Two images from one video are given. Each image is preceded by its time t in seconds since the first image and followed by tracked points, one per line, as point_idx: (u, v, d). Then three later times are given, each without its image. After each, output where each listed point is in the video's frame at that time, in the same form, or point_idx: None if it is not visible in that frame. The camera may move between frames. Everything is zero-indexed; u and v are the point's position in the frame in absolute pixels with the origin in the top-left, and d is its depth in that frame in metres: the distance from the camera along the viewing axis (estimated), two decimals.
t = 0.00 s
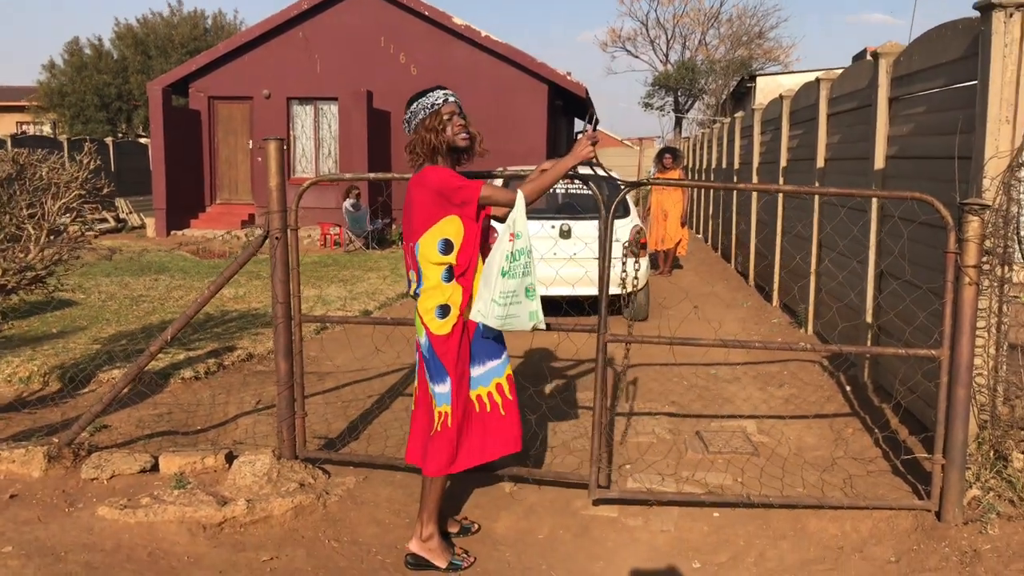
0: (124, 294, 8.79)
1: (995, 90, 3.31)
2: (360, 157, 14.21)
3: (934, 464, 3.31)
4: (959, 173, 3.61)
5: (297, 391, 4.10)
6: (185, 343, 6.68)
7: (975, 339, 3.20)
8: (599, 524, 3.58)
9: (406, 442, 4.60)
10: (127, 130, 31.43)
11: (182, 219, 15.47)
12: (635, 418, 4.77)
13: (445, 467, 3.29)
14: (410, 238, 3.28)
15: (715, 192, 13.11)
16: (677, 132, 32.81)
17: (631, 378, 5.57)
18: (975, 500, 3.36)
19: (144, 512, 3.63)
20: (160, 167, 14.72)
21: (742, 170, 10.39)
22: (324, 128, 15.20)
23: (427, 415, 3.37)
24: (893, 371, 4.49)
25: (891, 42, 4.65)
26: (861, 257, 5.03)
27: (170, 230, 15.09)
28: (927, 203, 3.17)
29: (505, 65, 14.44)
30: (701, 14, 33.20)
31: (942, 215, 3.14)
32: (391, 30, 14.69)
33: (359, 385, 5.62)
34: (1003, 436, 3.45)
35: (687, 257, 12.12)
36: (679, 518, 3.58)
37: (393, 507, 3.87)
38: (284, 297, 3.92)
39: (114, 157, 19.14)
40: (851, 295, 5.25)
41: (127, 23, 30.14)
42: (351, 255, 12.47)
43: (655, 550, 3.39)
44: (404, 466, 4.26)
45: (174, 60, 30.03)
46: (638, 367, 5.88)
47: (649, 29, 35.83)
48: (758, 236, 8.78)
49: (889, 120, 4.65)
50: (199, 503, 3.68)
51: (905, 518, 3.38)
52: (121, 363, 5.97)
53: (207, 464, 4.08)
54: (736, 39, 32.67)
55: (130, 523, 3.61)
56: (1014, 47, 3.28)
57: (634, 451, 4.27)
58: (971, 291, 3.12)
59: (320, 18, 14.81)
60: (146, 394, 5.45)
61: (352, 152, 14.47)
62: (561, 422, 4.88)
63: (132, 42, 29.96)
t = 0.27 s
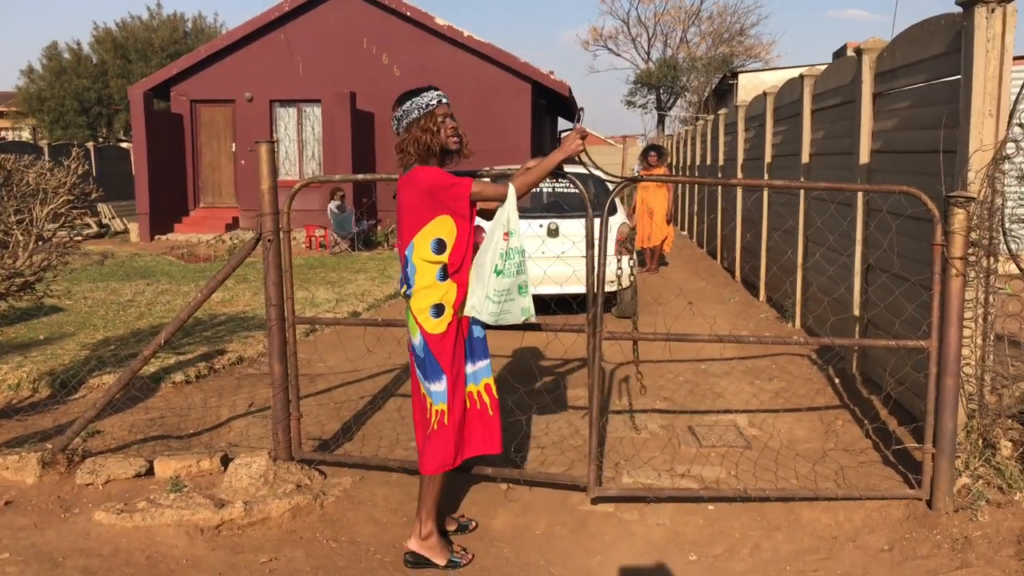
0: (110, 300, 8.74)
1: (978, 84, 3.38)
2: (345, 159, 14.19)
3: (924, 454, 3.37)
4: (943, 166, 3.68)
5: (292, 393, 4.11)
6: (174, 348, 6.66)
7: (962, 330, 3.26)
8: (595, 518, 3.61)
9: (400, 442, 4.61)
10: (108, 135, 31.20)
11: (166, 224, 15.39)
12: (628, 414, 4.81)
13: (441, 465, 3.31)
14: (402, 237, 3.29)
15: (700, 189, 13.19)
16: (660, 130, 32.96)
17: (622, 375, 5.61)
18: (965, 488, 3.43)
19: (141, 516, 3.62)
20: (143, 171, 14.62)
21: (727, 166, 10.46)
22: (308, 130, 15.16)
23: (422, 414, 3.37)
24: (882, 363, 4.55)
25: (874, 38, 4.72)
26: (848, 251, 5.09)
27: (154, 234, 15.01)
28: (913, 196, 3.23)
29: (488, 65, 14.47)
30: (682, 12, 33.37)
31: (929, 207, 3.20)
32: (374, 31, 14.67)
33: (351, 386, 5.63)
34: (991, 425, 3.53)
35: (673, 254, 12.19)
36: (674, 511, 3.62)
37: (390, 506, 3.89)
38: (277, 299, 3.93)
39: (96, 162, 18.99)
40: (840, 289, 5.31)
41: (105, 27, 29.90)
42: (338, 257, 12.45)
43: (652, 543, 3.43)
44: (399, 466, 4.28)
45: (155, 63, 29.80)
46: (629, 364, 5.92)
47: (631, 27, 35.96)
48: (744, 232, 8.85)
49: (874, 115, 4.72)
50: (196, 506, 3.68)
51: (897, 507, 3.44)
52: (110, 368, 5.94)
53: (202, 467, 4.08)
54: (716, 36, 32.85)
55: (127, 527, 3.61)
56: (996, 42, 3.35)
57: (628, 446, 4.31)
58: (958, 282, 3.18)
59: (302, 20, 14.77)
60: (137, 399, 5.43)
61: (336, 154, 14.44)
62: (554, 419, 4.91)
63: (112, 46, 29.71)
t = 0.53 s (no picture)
0: (96, 300, 8.69)
1: (961, 77, 3.44)
2: (330, 157, 14.15)
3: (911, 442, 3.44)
4: (928, 158, 3.74)
5: (285, 391, 4.12)
6: (163, 347, 6.64)
7: (948, 319, 3.32)
8: (589, 511, 3.65)
9: (392, 438, 4.63)
10: (89, 134, 30.95)
11: (150, 223, 15.28)
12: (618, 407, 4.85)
13: (434, 464, 3.32)
14: (392, 236, 3.26)
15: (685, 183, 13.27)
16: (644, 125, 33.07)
17: (612, 369, 5.66)
18: (952, 475, 3.50)
19: (136, 515, 3.63)
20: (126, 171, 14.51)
21: (711, 160, 10.53)
22: (292, 128, 15.11)
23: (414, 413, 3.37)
24: (869, 354, 4.63)
25: (857, 32, 4.78)
26: (835, 243, 5.16)
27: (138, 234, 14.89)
28: (898, 187, 3.28)
29: (473, 61, 14.47)
30: (664, 7, 33.47)
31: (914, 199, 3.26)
32: (357, 28, 14.62)
33: (341, 383, 5.64)
34: (976, 413, 3.61)
35: (659, 249, 12.27)
36: (666, 502, 3.67)
37: (384, 502, 3.91)
38: (269, 296, 3.94)
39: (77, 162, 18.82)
40: (827, 281, 5.38)
41: (85, 26, 29.62)
42: (325, 255, 12.43)
43: (645, 534, 3.48)
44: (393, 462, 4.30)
45: (136, 62, 29.54)
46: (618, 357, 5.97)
47: (614, 22, 36.03)
48: (729, 225, 8.92)
49: (858, 108, 4.78)
50: (190, 504, 3.68)
51: (885, 495, 3.51)
52: (98, 368, 5.91)
53: (196, 466, 4.08)
54: (699, 30, 32.97)
55: (122, 526, 3.61)
56: (977, 35, 3.41)
57: (621, 439, 4.35)
58: (943, 273, 3.24)
59: (285, 17, 14.70)
60: (126, 399, 5.41)
61: (322, 152, 14.41)
62: (546, 414, 4.95)
63: (91, 45, 29.39)
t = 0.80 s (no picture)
0: (91, 305, 8.67)
1: (952, 81, 3.48)
2: (324, 161, 14.16)
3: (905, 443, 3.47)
4: (920, 161, 3.78)
5: (282, 395, 4.13)
6: (159, 352, 6.64)
7: (941, 321, 3.36)
8: (586, 514, 3.67)
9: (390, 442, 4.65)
10: (82, 138, 30.88)
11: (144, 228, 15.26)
12: (615, 409, 4.88)
13: (413, 470, 3.30)
14: (379, 241, 3.26)
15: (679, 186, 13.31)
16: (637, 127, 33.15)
17: (608, 372, 5.68)
18: (946, 476, 3.54)
19: (135, 520, 3.63)
20: (120, 175, 14.50)
21: (705, 163, 10.58)
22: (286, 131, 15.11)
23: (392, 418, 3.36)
24: (863, 355, 4.66)
25: (849, 36, 4.82)
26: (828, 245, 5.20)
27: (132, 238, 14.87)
28: (891, 190, 3.32)
29: (467, 65, 14.50)
30: (657, 10, 33.57)
31: (906, 202, 3.29)
32: (351, 31, 14.64)
33: (338, 387, 5.65)
34: (969, 413, 3.63)
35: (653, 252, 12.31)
36: (663, 504, 3.69)
37: (382, 505, 3.93)
38: (267, 301, 3.96)
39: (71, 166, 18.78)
40: (820, 283, 5.42)
41: (77, 30, 29.55)
42: (320, 259, 12.44)
43: (642, 535, 3.50)
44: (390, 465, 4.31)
45: (129, 66, 29.48)
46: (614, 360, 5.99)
47: (607, 25, 36.12)
48: (723, 228, 8.96)
49: (850, 111, 4.82)
50: (189, 509, 3.69)
51: (880, 496, 3.55)
52: (94, 374, 5.91)
53: (195, 470, 4.09)
54: (692, 33, 33.08)
55: (122, 531, 3.62)
56: (968, 39, 3.45)
57: (617, 442, 4.38)
58: (935, 275, 3.28)
59: (278, 21, 14.70)
60: (123, 404, 5.41)
61: (316, 156, 14.42)
62: (542, 416, 4.97)
63: (84, 49, 29.29)
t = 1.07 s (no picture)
0: (91, 319, 8.69)
1: (948, 100, 3.52)
2: (325, 176, 14.23)
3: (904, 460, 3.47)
4: (917, 179, 3.80)
5: (282, 409, 4.13)
6: (159, 366, 6.65)
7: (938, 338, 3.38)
8: (584, 530, 3.67)
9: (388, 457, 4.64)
10: (85, 152, 31.02)
11: (146, 242, 15.30)
12: (613, 425, 4.88)
13: (418, 485, 3.32)
14: (378, 258, 3.25)
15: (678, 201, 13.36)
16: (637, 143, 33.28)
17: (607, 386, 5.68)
18: (945, 493, 3.54)
19: (134, 534, 3.63)
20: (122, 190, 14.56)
21: (705, 179, 10.61)
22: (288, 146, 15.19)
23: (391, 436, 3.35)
24: (862, 372, 4.67)
25: (847, 54, 4.87)
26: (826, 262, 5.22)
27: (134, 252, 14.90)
28: (887, 208, 3.34)
29: (468, 81, 14.59)
30: (657, 27, 33.80)
31: (903, 220, 3.32)
32: (353, 47, 14.74)
33: (338, 402, 5.66)
34: (967, 430, 3.63)
35: (653, 267, 12.33)
36: (661, 521, 3.69)
37: (380, 521, 3.93)
38: (267, 315, 3.98)
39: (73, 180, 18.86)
40: (818, 299, 5.44)
41: (81, 45, 29.75)
42: (320, 273, 12.47)
43: (639, 552, 3.50)
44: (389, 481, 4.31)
45: (133, 82, 29.64)
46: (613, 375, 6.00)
47: (608, 41, 36.35)
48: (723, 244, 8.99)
49: (848, 128, 4.86)
50: (188, 523, 3.69)
51: (878, 513, 3.55)
52: (94, 388, 5.92)
53: (193, 485, 4.10)
54: (692, 50, 33.27)
55: (120, 546, 3.61)
56: (964, 59, 3.49)
57: (615, 457, 4.38)
58: (932, 292, 3.30)
59: (281, 37, 14.80)
60: (122, 418, 5.42)
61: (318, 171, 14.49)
62: (541, 431, 4.97)
63: (88, 64, 29.44)
